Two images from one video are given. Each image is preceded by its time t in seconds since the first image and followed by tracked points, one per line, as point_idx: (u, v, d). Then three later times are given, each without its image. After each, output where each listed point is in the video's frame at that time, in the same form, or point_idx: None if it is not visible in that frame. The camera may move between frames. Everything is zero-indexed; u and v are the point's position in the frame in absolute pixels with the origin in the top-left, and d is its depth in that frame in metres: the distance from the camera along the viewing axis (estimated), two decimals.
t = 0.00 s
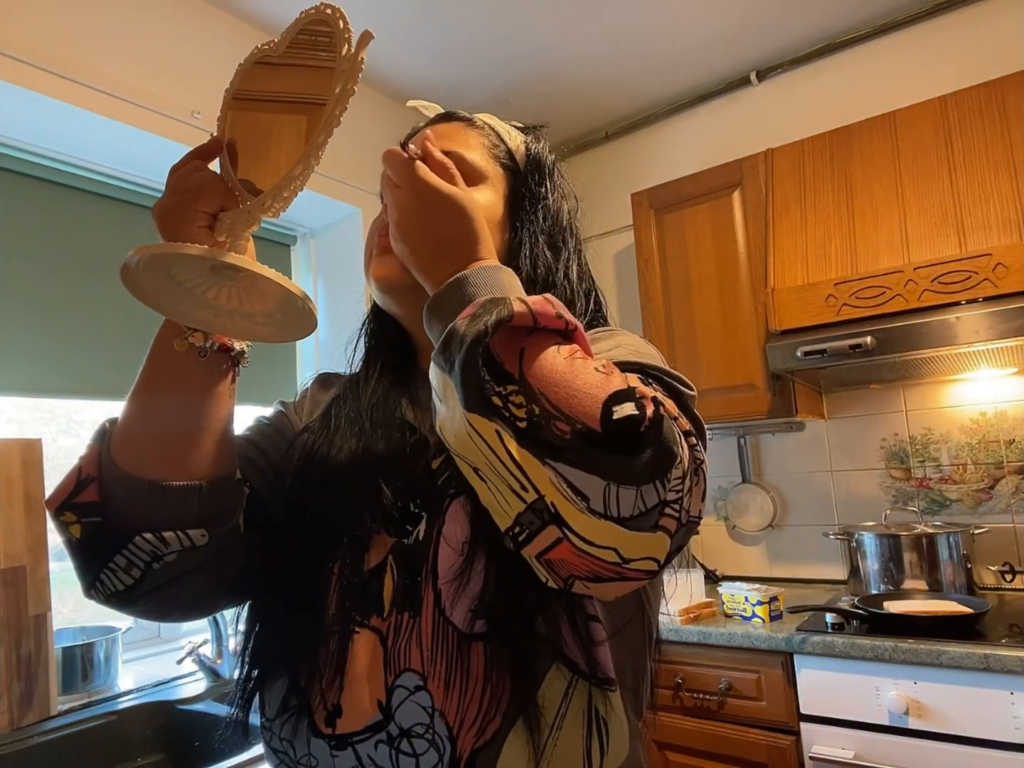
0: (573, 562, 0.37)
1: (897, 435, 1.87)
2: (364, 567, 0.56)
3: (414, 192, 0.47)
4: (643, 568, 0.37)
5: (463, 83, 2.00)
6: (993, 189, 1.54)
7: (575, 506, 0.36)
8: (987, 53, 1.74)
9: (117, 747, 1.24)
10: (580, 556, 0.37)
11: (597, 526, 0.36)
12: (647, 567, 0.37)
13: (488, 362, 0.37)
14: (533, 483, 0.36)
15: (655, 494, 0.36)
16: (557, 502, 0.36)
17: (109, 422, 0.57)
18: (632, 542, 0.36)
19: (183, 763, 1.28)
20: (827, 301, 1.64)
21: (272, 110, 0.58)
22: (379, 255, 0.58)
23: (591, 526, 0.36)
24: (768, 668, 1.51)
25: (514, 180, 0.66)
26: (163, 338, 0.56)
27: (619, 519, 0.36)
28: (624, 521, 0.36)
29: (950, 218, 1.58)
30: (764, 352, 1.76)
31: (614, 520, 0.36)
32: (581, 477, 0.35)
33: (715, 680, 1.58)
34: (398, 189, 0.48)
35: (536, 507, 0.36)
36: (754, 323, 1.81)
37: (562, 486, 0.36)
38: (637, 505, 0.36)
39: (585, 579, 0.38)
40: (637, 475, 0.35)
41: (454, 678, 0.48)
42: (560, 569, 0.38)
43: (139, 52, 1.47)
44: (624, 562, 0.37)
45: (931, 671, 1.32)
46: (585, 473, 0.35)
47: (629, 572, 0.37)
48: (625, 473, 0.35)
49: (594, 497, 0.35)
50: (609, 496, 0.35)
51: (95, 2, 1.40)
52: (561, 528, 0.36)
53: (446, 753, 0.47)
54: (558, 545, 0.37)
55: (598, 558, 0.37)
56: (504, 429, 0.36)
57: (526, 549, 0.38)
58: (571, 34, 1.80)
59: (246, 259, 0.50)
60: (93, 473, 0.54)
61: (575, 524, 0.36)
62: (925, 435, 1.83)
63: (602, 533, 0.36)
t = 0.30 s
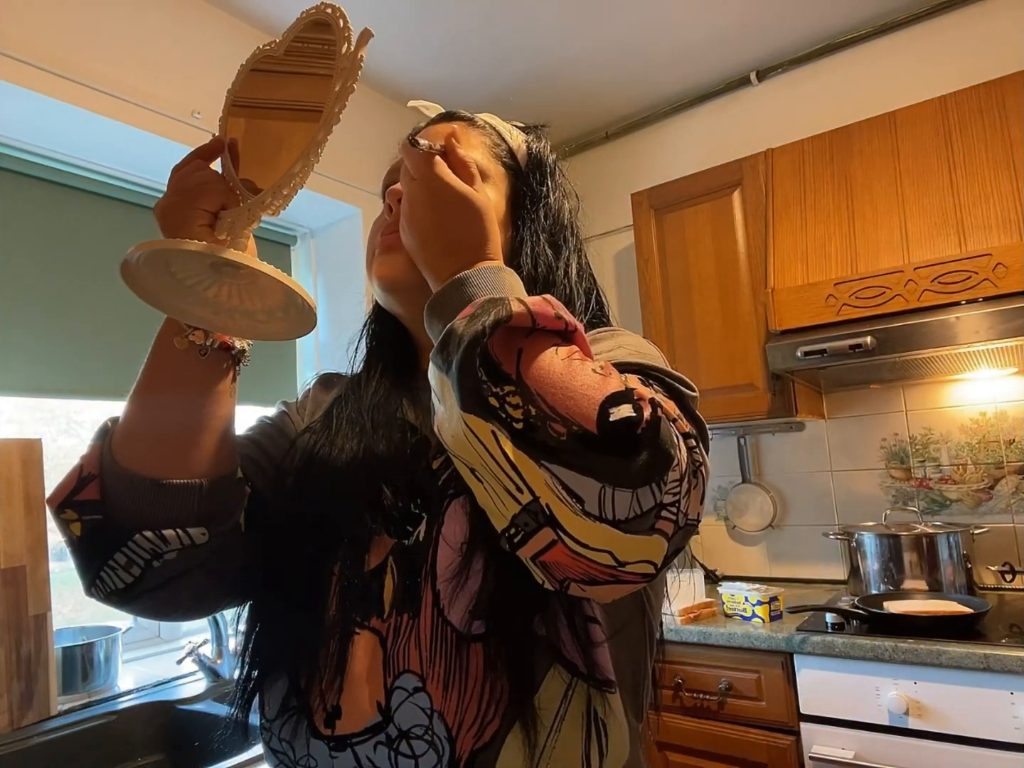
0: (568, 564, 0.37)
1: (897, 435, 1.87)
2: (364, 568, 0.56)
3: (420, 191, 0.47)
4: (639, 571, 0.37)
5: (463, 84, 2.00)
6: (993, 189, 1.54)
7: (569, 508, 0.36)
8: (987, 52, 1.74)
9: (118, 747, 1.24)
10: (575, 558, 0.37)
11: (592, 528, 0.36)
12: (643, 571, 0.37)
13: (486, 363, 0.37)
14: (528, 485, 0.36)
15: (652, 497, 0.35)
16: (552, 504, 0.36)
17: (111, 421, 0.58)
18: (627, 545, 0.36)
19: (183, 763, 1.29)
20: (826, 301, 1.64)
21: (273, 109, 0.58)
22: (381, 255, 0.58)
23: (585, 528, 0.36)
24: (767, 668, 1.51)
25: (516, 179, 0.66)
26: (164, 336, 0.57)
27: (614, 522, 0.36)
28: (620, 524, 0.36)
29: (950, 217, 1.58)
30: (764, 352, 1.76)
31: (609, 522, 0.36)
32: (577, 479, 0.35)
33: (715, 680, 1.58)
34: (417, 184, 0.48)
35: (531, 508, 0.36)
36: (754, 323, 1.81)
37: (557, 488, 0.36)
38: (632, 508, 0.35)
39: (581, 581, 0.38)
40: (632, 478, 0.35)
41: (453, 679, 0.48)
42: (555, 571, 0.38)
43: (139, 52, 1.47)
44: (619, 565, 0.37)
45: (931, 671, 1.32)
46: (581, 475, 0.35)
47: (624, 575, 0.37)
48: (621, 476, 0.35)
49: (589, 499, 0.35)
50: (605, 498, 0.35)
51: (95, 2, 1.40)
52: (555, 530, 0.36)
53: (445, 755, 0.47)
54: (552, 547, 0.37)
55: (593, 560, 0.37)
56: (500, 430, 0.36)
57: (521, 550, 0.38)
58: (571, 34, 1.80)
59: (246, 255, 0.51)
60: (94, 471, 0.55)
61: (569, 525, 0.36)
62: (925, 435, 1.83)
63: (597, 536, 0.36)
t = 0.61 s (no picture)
0: (562, 564, 0.38)
1: (896, 435, 1.87)
2: (366, 569, 0.56)
3: (421, 191, 0.47)
4: (635, 573, 0.37)
5: (463, 84, 2.00)
6: (993, 189, 1.54)
7: (563, 508, 0.36)
8: (987, 52, 1.74)
9: (117, 747, 1.24)
10: (569, 559, 0.37)
11: (586, 528, 0.36)
12: (638, 572, 0.37)
13: (483, 362, 0.36)
14: (523, 484, 0.36)
15: (647, 498, 0.35)
16: (546, 504, 0.36)
17: (113, 420, 0.58)
18: (622, 546, 0.36)
19: (183, 763, 1.29)
20: (827, 301, 1.64)
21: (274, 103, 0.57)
22: (383, 255, 0.58)
23: (580, 529, 0.36)
24: (767, 668, 1.51)
25: (516, 176, 0.66)
26: (164, 332, 0.57)
27: (609, 522, 0.35)
28: (614, 524, 0.36)
29: (950, 217, 1.58)
30: (764, 352, 1.76)
31: (603, 523, 0.36)
32: (571, 479, 0.35)
33: (714, 680, 1.58)
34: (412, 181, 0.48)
35: (525, 508, 0.37)
36: (754, 322, 1.81)
37: (552, 489, 0.35)
38: (627, 509, 0.35)
39: (576, 583, 0.38)
40: (628, 478, 0.35)
41: (453, 680, 0.48)
42: (550, 571, 0.38)
43: (140, 53, 1.47)
44: (613, 565, 0.37)
45: (931, 671, 1.32)
46: (575, 475, 0.35)
47: (620, 576, 0.37)
48: (617, 476, 0.35)
49: (584, 499, 0.35)
50: (599, 499, 0.35)
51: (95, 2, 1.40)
52: (549, 531, 0.37)
53: (445, 757, 0.47)
54: (546, 548, 0.37)
55: (587, 561, 0.37)
56: (495, 429, 0.36)
57: (515, 550, 0.38)
58: (570, 35, 1.80)
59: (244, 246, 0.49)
60: (95, 469, 0.55)
61: (563, 525, 0.36)
62: (925, 435, 1.83)
63: (591, 537, 0.36)
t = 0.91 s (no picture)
0: (554, 562, 0.37)
1: (896, 435, 1.87)
2: (372, 565, 0.56)
3: (418, 192, 0.47)
4: (628, 570, 0.37)
5: (463, 84, 2.00)
6: (993, 189, 1.54)
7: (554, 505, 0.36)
8: (987, 52, 1.74)
9: (117, 747, 1.24)
10: (560, 557, 0.37)
11: (577, 525, 0.36)
12: (631, 570, 0.37)
13: (477, 359, 0.37)
14: (514, 482, 0.36)
15: (639, 494, 0.35)
16: (537, 501, 0.36)
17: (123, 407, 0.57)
18: (614, 543, 0.36)
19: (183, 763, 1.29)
20: (827, 301, 1.64)
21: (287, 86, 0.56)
22: (386, 255, 0.58)
23: (571, 526, 0.36)
24: (768, 668, 1.51)
25: (518, 176, 0.66)
26: (176, 318, 0.56)
27: (599, 519, 0.35)
28: (605, 521, 0.36)
29: (950, 217, 1.58)
30: (764, 352, 1.76)
31: (593, 520, 0.36)
32: (561, 476, 0.35)
33: (714, 680, 1.58)
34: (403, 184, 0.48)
35: (516, 506, 0.37)
36: (754, 322, 1.81)
37: (543, 485, 0.36)
38: (618, 505, 0.35)
39: (569, 579, 0.38)
40: (619, 475, 0.35)
41: (453, 678, 0.48)
42: (543, 569, 0.38)
43: (140, 53, 1.47)
44: (606, 563, 0.37)
45: (931, 671, 1.32)
46: (566, 472, 0.35)
47: (613, 574, 0.37)
48: (608, 472, 0.35)
49: (574, 496, 0.35)
50: (590, 496, 0.35)
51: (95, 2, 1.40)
52: (540, 528, 0.37)
53: (444, 755, 0.47)
54: (537, 545, 0.37)
55: (580, 559, 0.37)
56: (486, 425, 0.36)
57: (508, 548, 0.38)
58: (570, 35, 1.80)
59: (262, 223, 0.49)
60: (105, 458, 0.54)
61: (553, 523, 0.36)
62: (925, 435, 1.83)
63: (582, 534, 0.36)
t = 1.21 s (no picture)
0: (549, 561, 0.37)
1: (896, 435, 1.87)
2: (374, 562, 0.56)
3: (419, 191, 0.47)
4: (625, 571, 0.37)
5: (463, 84, 2.00)
6: (993, 189, 1.54)
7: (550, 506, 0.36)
8: (987, 52, 1.74)
9: (117, 748, 1.24)
10: (556, 556, 0.37)
11: (571, 526, 0.35)
12: (628, 571, 0.37)
13: (474, 361, 0.37)
14: (509, 482, 0.36)
15: (636, 495, 0.35)
16: (532, 502, 0.36)
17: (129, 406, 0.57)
18: (610, 545, 0.36)
19: (184, 763, 1.29)
20: (827, 301, 1.64)
21: (291, 86, 0.55)
22: (389, 257, 0.58)
23: (565, 527, 0.36)
24: (768, 668, 1.51)
25: (521, 176, 0.66)
26: (182, 318, 0.56)
27: (593, 520, 0.35)
28: (600, 522, 0.35)
29: (950, 217, 1.58)
30: (764, 351, 1.76)
31: (588, 521, 0.35)
32: (557, 477, 0.35)
33: (715, 680, 1.58)
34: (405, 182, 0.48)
35: (511, 506, 0.37)
36: (754, 322, 1.81)
37: (538, 486, 0.35)
38: (613, 506, 0.35)
39: (566, 580, 0.38)
40: (614, 476, 0.35)
41: (452, 676, 0.48)
42: (539, 568, 0.38)
43: (140, 52, 1.47)
44: (603, 564, 0.36)
45: (930, 671, 1.32)
46: (561, 472, 0.35)
47: (609, 574, 0.37)
48: (603, 473, 0.35)
49: (569, 497, 0.35)
50: (585, 496, 0.35)
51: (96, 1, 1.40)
52: (535, 528, 0.37)
53: (443, 751, 0.47)
54: (533, 545, 0.37)
55: (575, 559, 0.37)
56: (483, 426, 0.36)
57: (505, 548, 0.38)
58: (570, 35, 1.80)
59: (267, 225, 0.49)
60: (111, 455, 0.54)
61: (548, 522, 0.36)
62: (925, 435, 1.83)
63: (576, 534, 0.36)
